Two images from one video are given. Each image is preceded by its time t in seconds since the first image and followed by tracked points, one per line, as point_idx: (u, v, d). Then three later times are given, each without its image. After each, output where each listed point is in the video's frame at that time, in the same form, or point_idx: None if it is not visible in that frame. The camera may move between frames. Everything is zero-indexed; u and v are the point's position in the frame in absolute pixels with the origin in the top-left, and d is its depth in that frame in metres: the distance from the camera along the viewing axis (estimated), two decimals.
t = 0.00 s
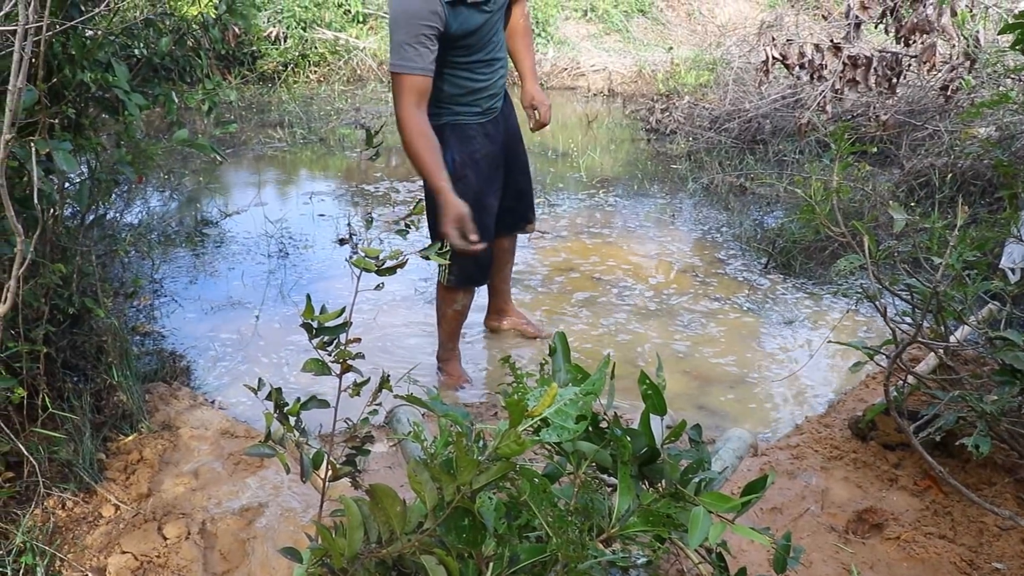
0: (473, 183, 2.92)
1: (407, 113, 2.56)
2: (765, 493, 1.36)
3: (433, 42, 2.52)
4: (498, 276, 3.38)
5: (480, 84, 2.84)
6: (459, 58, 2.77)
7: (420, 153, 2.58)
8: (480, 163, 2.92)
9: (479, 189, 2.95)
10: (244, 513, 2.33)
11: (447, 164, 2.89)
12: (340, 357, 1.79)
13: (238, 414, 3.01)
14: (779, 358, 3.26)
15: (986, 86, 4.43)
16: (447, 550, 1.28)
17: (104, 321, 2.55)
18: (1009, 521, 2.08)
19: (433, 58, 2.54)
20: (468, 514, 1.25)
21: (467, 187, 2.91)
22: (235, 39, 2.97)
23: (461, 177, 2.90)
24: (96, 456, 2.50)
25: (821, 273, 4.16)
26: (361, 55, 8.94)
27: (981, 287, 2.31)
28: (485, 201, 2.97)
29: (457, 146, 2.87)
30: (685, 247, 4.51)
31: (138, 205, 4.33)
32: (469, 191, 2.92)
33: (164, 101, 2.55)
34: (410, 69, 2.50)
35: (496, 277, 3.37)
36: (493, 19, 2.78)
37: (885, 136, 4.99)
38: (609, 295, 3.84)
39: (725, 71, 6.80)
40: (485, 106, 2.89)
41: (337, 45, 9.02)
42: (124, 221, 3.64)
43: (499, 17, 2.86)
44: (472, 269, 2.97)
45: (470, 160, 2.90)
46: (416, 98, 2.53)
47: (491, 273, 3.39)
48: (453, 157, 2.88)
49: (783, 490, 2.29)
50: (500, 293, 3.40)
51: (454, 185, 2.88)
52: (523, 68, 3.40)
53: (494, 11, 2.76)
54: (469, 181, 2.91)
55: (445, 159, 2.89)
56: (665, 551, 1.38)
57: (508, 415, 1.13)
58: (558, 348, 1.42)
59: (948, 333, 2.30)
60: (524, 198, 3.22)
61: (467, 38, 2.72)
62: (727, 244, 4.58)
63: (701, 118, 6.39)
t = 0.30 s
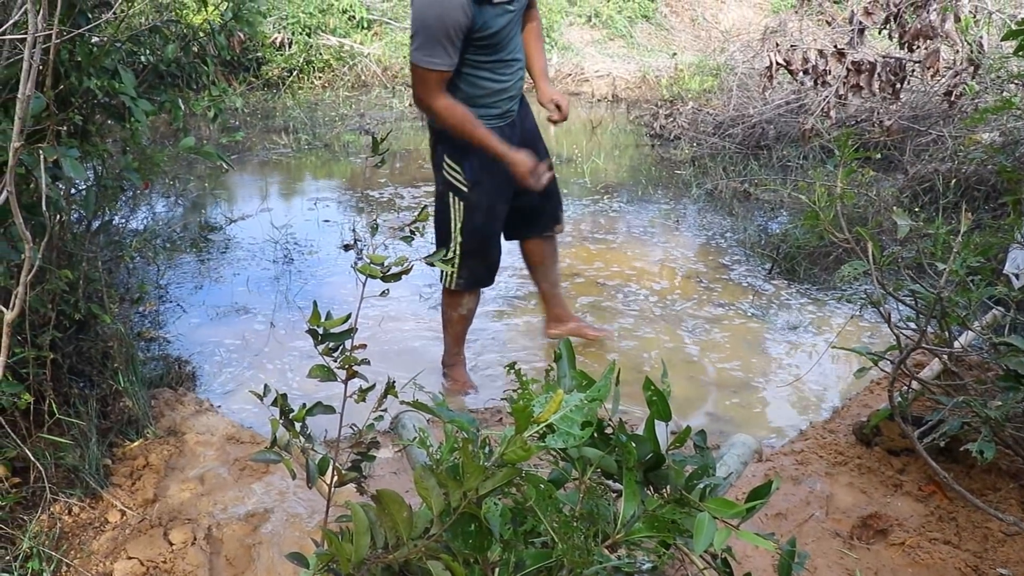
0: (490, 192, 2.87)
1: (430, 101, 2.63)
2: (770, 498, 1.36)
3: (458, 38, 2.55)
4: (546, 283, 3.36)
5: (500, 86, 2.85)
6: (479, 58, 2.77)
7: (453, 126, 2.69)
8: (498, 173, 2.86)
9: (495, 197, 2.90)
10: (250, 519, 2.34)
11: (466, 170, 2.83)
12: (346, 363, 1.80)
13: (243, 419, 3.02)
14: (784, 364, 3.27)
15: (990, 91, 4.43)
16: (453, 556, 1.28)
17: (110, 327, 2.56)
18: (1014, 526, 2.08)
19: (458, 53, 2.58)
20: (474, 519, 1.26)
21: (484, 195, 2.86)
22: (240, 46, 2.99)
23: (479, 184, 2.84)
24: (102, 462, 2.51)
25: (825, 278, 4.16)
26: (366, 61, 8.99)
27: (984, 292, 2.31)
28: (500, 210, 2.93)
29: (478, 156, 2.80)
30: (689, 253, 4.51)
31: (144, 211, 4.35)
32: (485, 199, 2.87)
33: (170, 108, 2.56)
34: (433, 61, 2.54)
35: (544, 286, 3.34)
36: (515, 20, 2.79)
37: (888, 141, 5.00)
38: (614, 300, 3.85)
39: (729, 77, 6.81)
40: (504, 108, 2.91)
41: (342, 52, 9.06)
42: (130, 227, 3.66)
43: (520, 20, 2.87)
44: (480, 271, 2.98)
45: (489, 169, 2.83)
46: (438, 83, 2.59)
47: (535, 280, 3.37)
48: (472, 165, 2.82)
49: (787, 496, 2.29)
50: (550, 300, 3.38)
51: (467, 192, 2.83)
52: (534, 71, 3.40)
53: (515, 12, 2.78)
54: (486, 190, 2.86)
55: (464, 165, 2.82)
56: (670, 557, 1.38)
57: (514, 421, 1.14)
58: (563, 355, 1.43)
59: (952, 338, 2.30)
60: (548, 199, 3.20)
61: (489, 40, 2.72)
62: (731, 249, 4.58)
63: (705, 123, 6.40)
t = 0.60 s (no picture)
0: (520, 199, 2.89)
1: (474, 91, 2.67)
2: (770, 504, 1.35)
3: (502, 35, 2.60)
4: (582, 296, 3.38)
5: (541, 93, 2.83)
6: (520, 62, 2.77)
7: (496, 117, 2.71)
8: (528, 180, 2.88)
9: (525, 205, 2.91)
10: (251, 523, 2.34)
11: (496, 176, 2.86)
12: (348, 369, 1.80)
13: (245, 425, 3.03)
14: (785, 369, 3.27)
15: (992, 97, 4.44)
16: (455, 562, 1.29)
17: (112, 332, 2.56)
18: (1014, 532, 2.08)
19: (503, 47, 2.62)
20: (475, 525, 1.27)
21: (512, 201, 2.88)
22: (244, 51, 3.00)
23: (508, 190, 2.86)
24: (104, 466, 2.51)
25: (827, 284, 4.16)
26: (369, 66, 9.01)
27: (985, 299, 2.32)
28: (530, 218, 2.94)
29: (505, 161, 2.83)
30: (691, 259, 4.52)
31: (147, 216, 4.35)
32: (513, 206, 2.88)
33: (173, 113, 2.57)
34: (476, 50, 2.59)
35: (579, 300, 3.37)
36: (558, 27, 2.79)
37: (890, 147, 5.01)
38: (616, 306, 3.86)
39: (731, 83, 6.82)
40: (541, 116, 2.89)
41: (345, 58, 9.09)
42: (133, 231, 3.67)
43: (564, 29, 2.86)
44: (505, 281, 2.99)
45: (518, 176, 2.85)
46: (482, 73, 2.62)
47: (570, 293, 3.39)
48: (500, 170, 2.85)
49: (788, 502, 2.29)
50: (584, 312, 3.39)
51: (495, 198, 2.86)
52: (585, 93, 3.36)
53: (559, 19, 2.77)
54: (514, 197, 2.88)
55: (494, 170, 2.86)
56: (670, 563, 1.38)
57: (515, 427, 1.14)
58: (564, 361, 1.43)
59: (953, 345, 2.30)
60: (585, 217, 3.19)
61: (530, 45, 2.73)
62: (733, 255, 4.59)
63: (707, 129, 6.41)
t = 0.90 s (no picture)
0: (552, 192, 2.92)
1: (553, 93, 2.64)
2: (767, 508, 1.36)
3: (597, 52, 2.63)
4: (592, 304, 3.37)
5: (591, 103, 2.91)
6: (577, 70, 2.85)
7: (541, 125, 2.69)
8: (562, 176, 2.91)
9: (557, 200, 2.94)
10: (248, 528, 2.34)
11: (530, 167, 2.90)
12: (345, 374, 1.80)
13: (242, 429, 3.02)
14: (782, 373, 3.28)
15: (987, 102, 4.46)
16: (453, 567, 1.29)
17: (108, 336, 2.56)
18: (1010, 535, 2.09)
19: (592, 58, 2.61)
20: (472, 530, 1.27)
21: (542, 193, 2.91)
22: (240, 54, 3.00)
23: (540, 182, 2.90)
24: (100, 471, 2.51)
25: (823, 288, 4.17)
26: (365, 69, 9.01)
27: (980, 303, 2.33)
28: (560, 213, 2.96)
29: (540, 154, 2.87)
30: (688, 262, 4.53)
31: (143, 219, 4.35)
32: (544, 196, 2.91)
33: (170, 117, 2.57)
34: (575, 55, 2.57)
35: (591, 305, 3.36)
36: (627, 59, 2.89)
37: (886, 151, 5.02)
38: (613, 310, 3.86)
39: (727, 87, 6.84)
40: (586, 124, 2.96)
41: (342, 61, 9.08)
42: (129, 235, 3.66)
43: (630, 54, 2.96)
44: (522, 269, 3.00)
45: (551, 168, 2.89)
46: (572, 80, 2.60)
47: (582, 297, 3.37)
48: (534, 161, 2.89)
49: (785, 506, 2.30)
50: (591, 319, 3.38)
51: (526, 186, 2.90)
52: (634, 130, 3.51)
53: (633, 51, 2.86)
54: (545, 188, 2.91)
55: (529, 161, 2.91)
56: (667, 567, 1.38)
57: (512, 432, 1.15)
58: (561, 365, 1.43)
59: (949, 349, 2.30)
60: (613, 227, 3.21)
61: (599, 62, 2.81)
62: (729, 259, 4.60)
63: (703, 133, 6.43)
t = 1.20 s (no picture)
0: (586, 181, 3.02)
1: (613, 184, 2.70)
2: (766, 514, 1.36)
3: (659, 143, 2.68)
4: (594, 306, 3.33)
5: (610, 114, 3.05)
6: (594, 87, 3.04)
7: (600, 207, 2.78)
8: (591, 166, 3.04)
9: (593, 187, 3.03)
10: (246, 533, 2.34)
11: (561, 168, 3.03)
12: (343, 380, 1.79)
13: (240, 434, 3.02)
14: (781, 379, 3.28)
15: (986, 108, 4.47)
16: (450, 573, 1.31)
17: (107, 341, 2.56)
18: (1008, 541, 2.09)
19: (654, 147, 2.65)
20: (470, 536, 1.28)
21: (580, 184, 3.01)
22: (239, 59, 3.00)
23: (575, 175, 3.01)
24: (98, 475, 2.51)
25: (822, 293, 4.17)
26: (364, 74, 9.02)
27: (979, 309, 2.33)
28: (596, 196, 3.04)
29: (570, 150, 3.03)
30: (686, 268, 4.53)
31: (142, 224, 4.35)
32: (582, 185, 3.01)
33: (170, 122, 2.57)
34: (638, 146, 2.62)
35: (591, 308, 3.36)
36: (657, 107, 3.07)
37: (884, 157, 5.04)
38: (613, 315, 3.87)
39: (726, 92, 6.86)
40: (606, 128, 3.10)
41: (341, 66, 9.09)
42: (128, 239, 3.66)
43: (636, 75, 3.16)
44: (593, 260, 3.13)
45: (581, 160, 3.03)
46: (629, 173, 2.65)
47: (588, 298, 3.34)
48: (564, 158, 3.03)
49: (783, 512, 2.30)
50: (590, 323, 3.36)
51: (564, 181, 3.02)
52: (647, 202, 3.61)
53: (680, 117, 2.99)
54: (581, 180, 3.02)
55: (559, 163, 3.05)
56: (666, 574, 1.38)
57: (510, 438, 1.15)
58: (559, 371, 1.43)
59: (947, 355, 2.31)
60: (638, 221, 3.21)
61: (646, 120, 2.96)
62: (728, 264, 4.61)
63: (702, 138, 6.44)
